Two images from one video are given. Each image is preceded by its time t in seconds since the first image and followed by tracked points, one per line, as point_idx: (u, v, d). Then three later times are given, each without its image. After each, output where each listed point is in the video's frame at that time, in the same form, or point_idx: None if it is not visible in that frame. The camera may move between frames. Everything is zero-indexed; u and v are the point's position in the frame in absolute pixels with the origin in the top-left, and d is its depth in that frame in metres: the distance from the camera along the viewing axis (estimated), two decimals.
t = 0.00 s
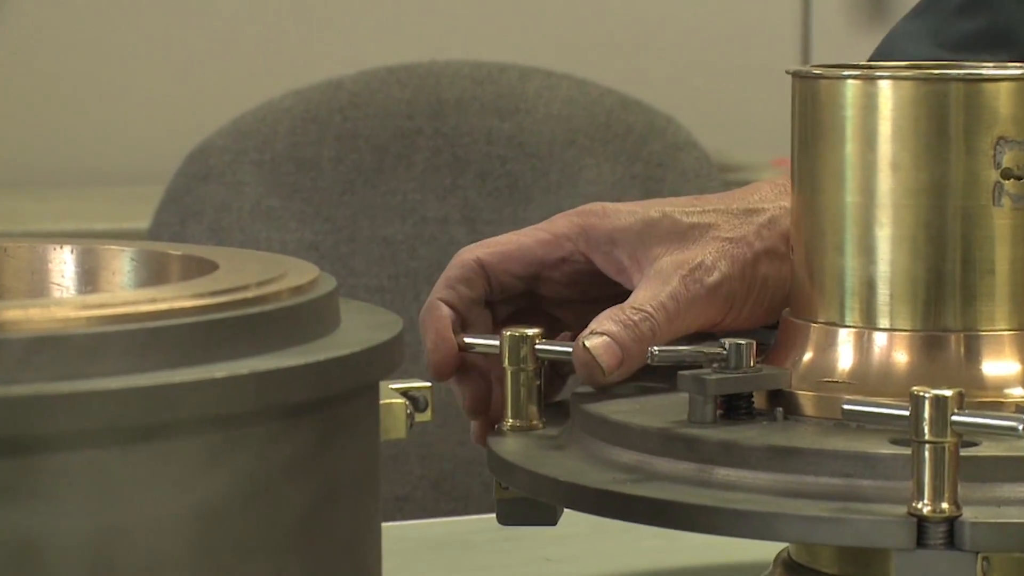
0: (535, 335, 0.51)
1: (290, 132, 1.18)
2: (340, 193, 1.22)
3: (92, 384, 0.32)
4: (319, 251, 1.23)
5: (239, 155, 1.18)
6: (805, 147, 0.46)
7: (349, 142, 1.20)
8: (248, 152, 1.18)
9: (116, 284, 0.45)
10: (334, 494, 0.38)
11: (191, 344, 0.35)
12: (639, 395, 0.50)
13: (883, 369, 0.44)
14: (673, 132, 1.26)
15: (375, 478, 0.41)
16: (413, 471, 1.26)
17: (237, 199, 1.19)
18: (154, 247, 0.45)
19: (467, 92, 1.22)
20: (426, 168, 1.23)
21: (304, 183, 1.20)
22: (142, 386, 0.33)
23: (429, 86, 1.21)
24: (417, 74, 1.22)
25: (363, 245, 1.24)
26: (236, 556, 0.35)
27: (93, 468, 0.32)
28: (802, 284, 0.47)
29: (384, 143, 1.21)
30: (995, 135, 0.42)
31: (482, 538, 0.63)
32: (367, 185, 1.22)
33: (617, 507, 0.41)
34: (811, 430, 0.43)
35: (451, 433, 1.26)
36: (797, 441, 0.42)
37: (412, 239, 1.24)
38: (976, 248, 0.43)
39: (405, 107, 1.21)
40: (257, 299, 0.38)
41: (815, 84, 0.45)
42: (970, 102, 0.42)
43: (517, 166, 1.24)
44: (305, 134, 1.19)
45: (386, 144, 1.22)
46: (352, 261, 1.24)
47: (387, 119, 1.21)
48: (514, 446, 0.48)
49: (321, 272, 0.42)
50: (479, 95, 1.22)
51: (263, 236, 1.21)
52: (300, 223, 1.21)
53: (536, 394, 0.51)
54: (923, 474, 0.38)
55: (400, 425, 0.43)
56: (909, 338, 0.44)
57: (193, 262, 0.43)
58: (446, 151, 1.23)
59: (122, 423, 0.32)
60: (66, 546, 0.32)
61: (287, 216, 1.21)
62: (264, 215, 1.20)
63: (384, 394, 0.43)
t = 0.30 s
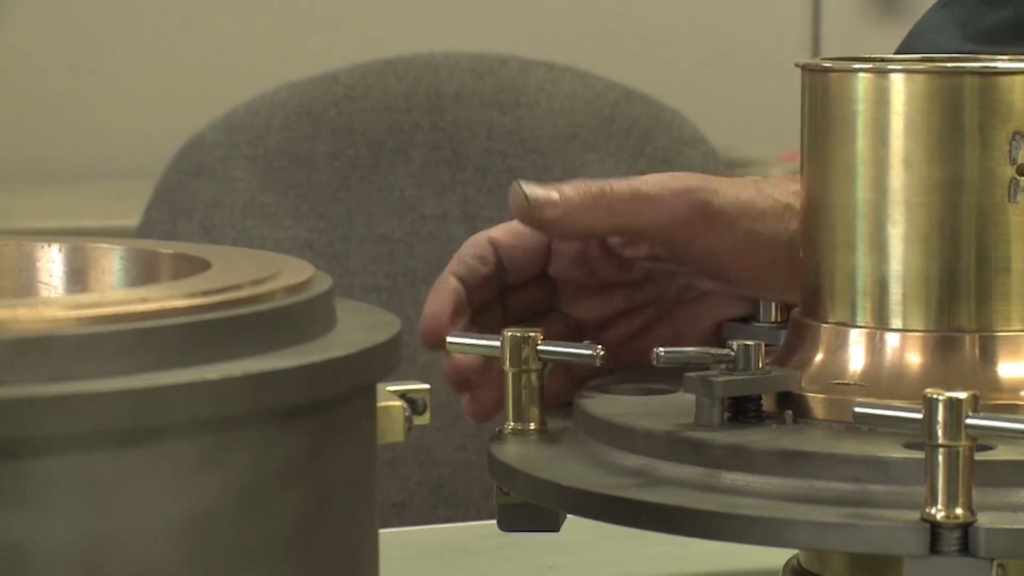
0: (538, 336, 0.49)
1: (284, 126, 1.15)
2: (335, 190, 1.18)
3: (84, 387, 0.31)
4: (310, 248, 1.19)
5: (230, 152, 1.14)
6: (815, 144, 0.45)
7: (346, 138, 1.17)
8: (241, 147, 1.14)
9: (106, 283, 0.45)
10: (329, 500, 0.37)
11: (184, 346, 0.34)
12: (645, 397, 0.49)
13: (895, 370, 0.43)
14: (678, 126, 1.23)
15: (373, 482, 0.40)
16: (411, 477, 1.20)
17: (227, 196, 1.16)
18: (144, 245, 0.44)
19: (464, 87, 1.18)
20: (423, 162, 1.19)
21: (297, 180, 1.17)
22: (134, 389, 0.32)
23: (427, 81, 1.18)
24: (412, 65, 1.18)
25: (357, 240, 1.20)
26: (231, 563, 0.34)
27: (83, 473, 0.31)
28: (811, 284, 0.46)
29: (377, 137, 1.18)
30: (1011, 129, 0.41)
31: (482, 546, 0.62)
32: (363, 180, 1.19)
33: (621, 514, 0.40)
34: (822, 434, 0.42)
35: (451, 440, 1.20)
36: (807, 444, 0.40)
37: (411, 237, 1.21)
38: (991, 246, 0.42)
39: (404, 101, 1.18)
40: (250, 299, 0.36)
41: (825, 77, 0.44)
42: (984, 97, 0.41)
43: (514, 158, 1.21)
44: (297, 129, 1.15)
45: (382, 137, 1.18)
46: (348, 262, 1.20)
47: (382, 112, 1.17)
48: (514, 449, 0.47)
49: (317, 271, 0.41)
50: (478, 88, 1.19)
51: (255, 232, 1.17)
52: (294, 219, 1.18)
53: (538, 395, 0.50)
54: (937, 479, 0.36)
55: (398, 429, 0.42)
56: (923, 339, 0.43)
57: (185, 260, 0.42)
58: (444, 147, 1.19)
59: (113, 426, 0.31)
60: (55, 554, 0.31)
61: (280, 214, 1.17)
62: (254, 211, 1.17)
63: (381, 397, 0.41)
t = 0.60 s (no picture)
0: (541, 337, 0.47)
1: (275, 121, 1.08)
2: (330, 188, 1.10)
3: (73, 389, 0.30)
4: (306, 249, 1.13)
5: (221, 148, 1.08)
6: (826, 140, 0.44)
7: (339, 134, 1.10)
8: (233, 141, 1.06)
9: (95, 283, 0.44)
10: (325, 506, 0.36)
11: (175, 347, 0.32)
12: (650, 399, 0.48)
13: (909, 373, 0.42)
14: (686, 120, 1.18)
15: (370, 488, 0.38)
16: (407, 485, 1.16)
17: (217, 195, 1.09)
18: (134, 244, 0.43)
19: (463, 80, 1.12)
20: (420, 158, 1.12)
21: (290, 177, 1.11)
22: (124, 392, 0.30)
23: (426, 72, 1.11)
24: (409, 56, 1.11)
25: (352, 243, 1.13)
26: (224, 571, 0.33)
27: (71, 478, 0.30)
28: (823, 282, 0.44)
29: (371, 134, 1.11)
30: None
31: (480, 555, 0.60)
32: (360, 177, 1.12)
33: (628, 520, 0.39)
34: (833, 438, 0.41)
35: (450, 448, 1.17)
36: (818, 449, 0.39)
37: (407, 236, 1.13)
38: (1009, 244, 0.41)
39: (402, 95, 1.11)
40: (243, 299, 0.35)
41: (837, 69, 0.43)
42: (1001, 90, 0.40)
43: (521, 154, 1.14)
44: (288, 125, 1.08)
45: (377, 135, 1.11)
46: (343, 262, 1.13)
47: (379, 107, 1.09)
48: (516, 454, 0.46)
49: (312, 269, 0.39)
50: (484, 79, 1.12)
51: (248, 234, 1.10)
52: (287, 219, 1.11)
53: (540, 398, 0.49)
54: (953, 484, 0.35)
55: (396, 434, 0.40)
56: (937, 341, 0.42)
57: (175, 259, 0.41)
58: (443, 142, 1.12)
59: (103, 430, 0.30)
60: (40, 562, 0.30)
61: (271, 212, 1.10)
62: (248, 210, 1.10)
63: (378, 400, 0.40)
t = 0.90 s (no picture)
0: (544, 338, 0.46)
1: (270, 113, 1.12)
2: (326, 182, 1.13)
3: (65, 391, 0.29)
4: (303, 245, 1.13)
5: (215, 142, 1.10)
6: (837, 137, 0.42)
7: (337, 126, 1.11)
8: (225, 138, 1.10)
9: (84, 282, 0.43)
10: (324, 513, 0.35)
11: (169, 347, 0.31)
12: (656, 402, 0.47)
13: (924, 375, 0.41)
14: (692, 114, 1.17)
15: (369, 496, 0.37)
16: (408, 489, 1.16)
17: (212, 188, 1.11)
18: (126, 242, 0.42)
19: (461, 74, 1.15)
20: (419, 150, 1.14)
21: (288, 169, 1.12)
22: (116, 392, 0.29)
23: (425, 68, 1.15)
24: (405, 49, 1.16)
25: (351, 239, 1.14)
26: None
27: (62, 483, 0.29)
28: (834, 283, 0.43)
29: (371, 125, 1.13)
30: None
31: (481, 562, 0.59)
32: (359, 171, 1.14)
33: (635, 526, 0.38)
34: (844, 443, 0.40)
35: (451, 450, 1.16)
36: (829, 454, 0.38)
37: (404, 231, 1.15)
38: None
39: (400, 87, 1.13)
40: (237, 298, 0.34)
41: (850, 62, 0.42)
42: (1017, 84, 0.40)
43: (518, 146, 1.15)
44: (286, 116, 1.11)
45: (378, 127, 1.13)
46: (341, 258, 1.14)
47: (377, 100, 1.12)
48: (518, 458, 0.45)
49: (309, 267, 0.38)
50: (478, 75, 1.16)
51: (242, 228, 1.12)
52: (282, 215, 1.13)
53: (544, 402, 0.47)
54: (968, 491, 0.34)
55: (394, 439, 0.39)
56: (953, 342, 0.41)
57: (167, 257, 0.40)
58: (442, 136, 1.14)
59: (95, 434, 0.29)
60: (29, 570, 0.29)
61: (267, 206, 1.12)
62: (243, 203, 1.12)
63: (377, 404, 0.39)
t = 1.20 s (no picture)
0: (546, 338, 0.46)
1: (272, 112, 1.12)
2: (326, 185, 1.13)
3: (66, 390, 0.29)
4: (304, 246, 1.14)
5: (216, 142, 1.11)
6: (838, 136, 0.42)
7: (338, 126, 1.12)
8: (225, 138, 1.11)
9: (85, 282, 0.43)
10: (325, 513, 0.35)
11: (170, 348, 0.31)
12: (658, 402, 0.47)
13: (925, 374, 0.41)
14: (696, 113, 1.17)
15: (371, 497, 0.37)
16: (408, 489, 1.16)
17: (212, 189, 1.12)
18: (127, 243, 0.42)
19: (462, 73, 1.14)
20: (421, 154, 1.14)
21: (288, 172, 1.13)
22: (117, 391, 0.30)
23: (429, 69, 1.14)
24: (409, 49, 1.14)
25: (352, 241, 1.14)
26: None
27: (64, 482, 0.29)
28: (835, 283, 0.43)
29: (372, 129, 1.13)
30: None
31: (483, 561, 0.59)
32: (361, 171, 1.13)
33: (635, 526, 0.38)
34: (844, 442, 0.40)
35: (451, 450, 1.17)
36: (829, 454, 0.38)
37: (407, 233, 1.15)
38: None
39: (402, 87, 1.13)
40: (239, 299, 0.34)
41: (851, 62, 0.42)
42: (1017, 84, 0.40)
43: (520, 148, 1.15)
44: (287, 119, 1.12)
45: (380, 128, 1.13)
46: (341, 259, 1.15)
47: (377, 100, 1.13)
48: (519, 458, 0.45)
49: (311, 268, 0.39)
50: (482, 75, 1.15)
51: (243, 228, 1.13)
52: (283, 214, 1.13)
53: (546, 402, 0.47)
54: (970, 490, 0.34)
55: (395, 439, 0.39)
56: (954, 342, 0.41)
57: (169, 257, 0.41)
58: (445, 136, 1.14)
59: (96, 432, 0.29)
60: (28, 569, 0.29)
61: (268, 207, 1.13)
62: (242, 204, 1.13)
63: (378, 403, 0.39)
